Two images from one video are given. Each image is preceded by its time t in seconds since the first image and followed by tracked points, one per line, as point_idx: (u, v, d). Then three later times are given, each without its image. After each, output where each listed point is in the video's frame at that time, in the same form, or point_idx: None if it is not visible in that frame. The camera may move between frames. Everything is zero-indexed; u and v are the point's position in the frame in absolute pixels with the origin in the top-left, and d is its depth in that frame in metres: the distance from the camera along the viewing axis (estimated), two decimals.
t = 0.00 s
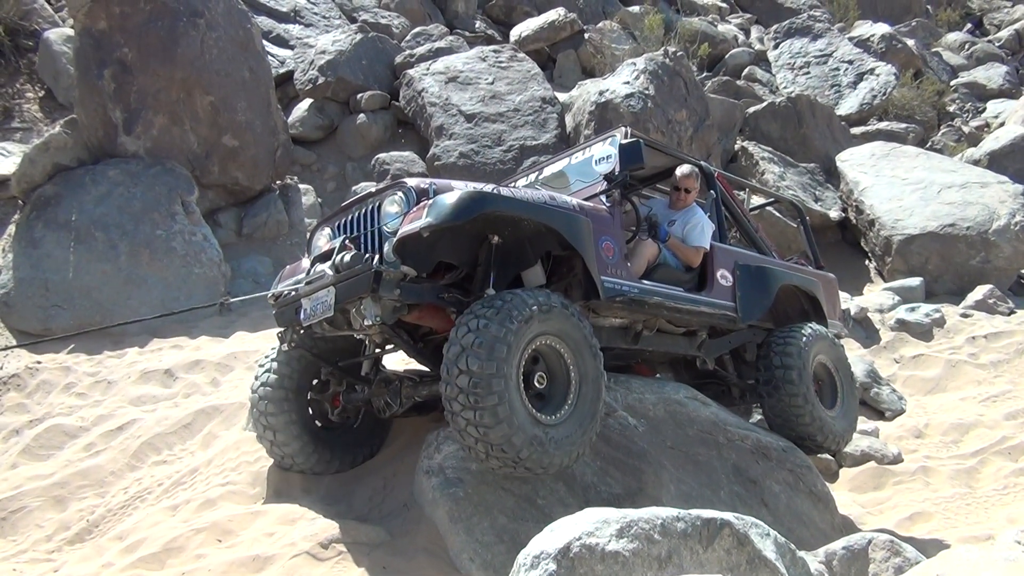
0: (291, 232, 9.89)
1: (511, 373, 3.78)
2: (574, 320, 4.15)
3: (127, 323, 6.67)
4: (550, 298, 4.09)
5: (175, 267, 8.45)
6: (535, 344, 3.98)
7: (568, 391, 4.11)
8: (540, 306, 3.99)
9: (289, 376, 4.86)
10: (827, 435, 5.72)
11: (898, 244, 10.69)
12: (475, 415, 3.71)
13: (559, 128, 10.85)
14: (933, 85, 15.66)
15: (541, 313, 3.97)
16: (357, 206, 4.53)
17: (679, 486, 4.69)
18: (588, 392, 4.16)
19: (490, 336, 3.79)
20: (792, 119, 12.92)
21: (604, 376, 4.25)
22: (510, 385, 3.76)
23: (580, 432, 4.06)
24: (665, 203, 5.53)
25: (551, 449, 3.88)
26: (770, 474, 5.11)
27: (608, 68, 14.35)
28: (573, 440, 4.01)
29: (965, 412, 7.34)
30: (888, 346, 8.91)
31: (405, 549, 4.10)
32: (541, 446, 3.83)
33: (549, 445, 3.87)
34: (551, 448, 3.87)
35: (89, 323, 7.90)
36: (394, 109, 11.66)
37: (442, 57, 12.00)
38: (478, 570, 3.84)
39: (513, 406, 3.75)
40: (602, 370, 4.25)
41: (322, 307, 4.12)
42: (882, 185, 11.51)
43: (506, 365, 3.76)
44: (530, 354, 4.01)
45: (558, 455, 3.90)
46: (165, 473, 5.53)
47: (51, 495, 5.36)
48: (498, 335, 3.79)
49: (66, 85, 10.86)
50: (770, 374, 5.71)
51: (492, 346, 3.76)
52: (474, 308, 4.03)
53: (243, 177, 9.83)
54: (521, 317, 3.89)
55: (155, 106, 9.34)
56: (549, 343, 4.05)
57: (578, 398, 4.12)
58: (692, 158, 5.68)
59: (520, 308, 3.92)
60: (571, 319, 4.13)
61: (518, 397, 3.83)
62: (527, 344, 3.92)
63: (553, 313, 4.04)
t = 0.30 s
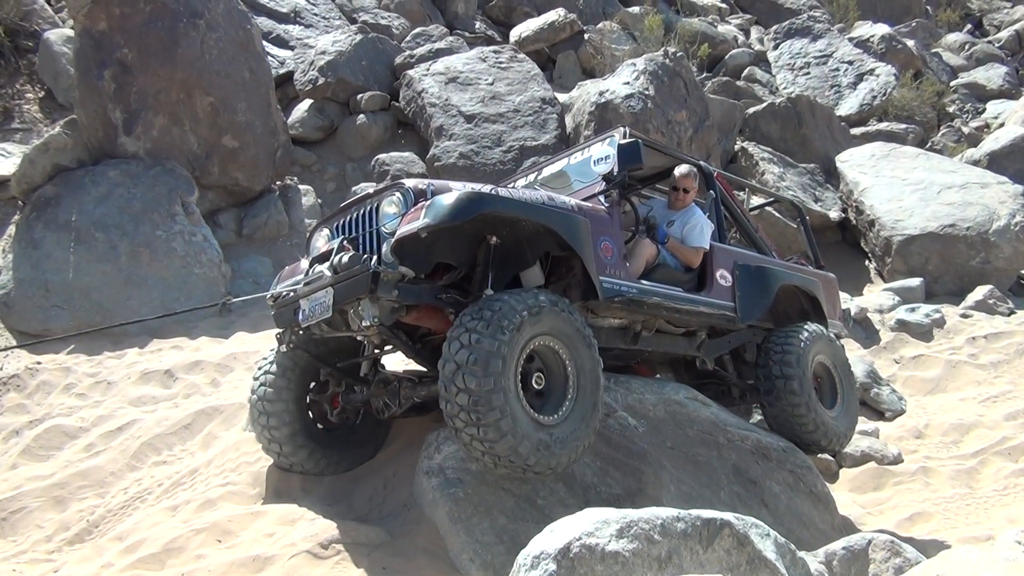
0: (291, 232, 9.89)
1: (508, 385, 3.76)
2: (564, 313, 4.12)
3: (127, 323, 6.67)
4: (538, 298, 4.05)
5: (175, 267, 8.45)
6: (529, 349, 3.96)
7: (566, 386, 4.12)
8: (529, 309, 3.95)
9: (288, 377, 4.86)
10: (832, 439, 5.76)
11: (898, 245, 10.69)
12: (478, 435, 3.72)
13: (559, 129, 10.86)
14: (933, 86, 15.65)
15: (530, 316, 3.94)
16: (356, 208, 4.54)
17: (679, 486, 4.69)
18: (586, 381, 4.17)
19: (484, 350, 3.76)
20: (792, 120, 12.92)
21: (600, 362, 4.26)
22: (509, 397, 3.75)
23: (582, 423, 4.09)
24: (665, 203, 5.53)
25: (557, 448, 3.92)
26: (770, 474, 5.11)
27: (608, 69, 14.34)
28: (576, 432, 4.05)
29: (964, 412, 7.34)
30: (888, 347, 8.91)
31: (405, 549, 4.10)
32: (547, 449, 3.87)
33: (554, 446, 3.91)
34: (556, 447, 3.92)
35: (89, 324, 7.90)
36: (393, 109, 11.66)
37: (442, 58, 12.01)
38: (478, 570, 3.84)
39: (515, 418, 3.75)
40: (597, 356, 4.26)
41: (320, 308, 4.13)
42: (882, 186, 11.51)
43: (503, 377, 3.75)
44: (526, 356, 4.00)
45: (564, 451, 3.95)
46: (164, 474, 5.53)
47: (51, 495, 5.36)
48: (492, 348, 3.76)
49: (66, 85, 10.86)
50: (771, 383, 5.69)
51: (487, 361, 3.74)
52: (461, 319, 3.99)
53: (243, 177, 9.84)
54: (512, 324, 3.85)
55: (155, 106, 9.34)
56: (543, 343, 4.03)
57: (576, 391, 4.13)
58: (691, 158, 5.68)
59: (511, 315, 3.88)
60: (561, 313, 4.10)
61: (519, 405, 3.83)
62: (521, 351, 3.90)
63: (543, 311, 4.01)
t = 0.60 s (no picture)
0: (291, 232, 9.89)
1: (509, 403, 3.76)
2: (549, 305, 4.08)
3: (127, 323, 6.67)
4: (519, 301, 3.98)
5: (175, 267, 8.45)
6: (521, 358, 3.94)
7: (564, 378, 4.13)
8: (514, 320, 3.89)
9: (287, 377, 4.87)
10: (840, 441, 5.84)
11: (899, 246, 10.69)
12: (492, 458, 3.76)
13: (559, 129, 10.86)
14: (933, 87, 15.65)
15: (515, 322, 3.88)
16: (354, 209, 4.54)
17: (679, 487, 4.69)
18: (582, 366, 4.17)
19: (479, 377, 3.72)
20: (793, 121, 12.92)
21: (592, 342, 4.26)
22: (513, 416, 3.75)
23: (585, 408, 4.13)
24: (665, 202, 5.53)
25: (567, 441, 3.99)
26: (770, 475, 5.11)
27: (609, 69, 14.33)
28: (581, 417, 4.10)
29: (965, 414, 7.34)
30: (888, 348, 8.91)
31: (404, 549, 4.10)
32: (559, 449, 3.93)
33: (565, 442, 3.98)
34: (566, 442, 3.98)
35: (89, 324, 7.90)
36: (394, 110, 11.66)
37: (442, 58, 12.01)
38: (478, 571, 3.84)
39: (522, 435, 3.77)
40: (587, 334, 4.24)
41: (318, 309, 4.13)
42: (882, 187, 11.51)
43: (504, 397, 3.74)
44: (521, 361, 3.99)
45: (573, 442, 4.03)
46: (164, 474, 5.52)
47: (51, 495, 5.36)
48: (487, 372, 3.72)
49: (66, 85, 10.86)
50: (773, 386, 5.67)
51: (484, 388, 3.71)
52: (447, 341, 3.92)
53: (243, 177, 9.84)
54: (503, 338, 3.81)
55: (155, 107, 9.34)
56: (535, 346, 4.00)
57: (576, 380, 4.14)
58: (691, 157, 5.67)
59: (499, 329, 3.83)
60: (545, 307, 4.04)
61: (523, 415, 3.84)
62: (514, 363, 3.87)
63: (531, 312, 3.96)
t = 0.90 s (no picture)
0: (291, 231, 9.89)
1: (514, 416, 3.77)
2: (536, 302, 4.03)
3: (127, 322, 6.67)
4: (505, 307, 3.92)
5: (175, 266, 8.45)
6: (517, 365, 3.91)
7: (561, 372, 4.12)
8: (501, 335, 3.81)
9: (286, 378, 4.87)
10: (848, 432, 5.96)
11: (899, 245, 10.69)
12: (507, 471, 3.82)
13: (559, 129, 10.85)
14: (934, 87, 15.64)
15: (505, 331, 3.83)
16: (353, 208, 4.54)
17: (679, 486, 4.69)
18: (577, 354, 4.15)
19: (483, 420, 3.69)
20: (793, 121, 12.91)
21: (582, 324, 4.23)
22: (525, 435, 3.79)
23: (585, 394, 4.16)
24: (664, 200, 5.53)
25: (574, 432, 4.05)
26: (770, 474, 5.11)
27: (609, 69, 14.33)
28: (583, 403, 4.13)
29: (965, 413, 7.33)
30: (889, 348, 8.91)
31: (405, 548, 4.09)
32: (574, 437, 4.04)
33: (577, 428, 4.07)
34: (574, 433, 4.05)
35: (89, 322, 7.90)
36: (394, 109, 11.66)
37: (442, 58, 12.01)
38: (477, 570, 3.84)
39: (539, 446, 3.84)
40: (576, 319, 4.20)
41: (317, 309, 4.14)
42: (882, 187, 11.51)
43: (508, 412, 3.74)
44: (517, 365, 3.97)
45: (581, 429, 4.09)
46: (164, 472, 5.52)
47: (51, 493, 5.36)
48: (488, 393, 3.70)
49: (66, 84, 10.86)
50: (774, 386, 5.67)
51: (492, 426, 3.70)
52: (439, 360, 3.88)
53: (243, 176, 9.84)
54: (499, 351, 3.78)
55: (156, 105, 9.34)
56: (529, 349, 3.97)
57: (575, 370, 4.14)
58: (690, 156, 5.67)
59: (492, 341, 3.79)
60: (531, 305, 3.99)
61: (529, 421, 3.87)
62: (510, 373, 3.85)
63: (520, 313, 3.92)
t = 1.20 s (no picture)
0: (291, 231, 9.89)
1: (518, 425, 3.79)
2: (530, 301, 3.99)
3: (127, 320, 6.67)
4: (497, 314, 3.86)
5: (175, 265, 8.45)
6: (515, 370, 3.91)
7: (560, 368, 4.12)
8: (495, 382, 3.72)
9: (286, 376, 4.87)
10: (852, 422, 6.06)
11: (899, 246, 10.68)
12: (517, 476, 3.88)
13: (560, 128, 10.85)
14: (935, 87, 15.63)
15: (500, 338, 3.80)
16: (353, 207, 4.54)
17: (679, 486, 4.69)
18: (573, 348, 4.14)
19: (515, 462, 3.77)
20: (793, 121, 12.91)
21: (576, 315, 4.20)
22: (550, 444, 3.90)
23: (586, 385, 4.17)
24: (662, 200, 5.55)
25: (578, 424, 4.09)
26: (770, 474, 5.11)
27: (609, 69, 14.32)
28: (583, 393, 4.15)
29: (965, 414, 7.33)
30: (889, 348, 8.90)
31: (404, 548, 4.09)
32: (588, 402, 4.16)
33: (586, 393, 4.17)
34: (579, 425, 4.09)
35: (89, 321, 7.91)
36: (394, 108, 11.66)
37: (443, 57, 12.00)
38: (477, 569, 3.84)
39: (564, 439, 3.99)
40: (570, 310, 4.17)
41: (316, 308, 4.14)
42: (883, 187, 11.51)
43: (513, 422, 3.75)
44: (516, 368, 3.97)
45: (586, 421, 4.13)
46: (164, 471, 5.53)
47: (51, 492, 5.36)
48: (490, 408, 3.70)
49: (67, 83, 10.86)
50: (777, 403, 5.66)
51: (525, 462, 3.79)
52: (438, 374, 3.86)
53: (244, 175, 9.84)
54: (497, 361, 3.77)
55: (156, 104, 9.34)
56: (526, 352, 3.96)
57: (574, 364, 4.14)
58: (690, 156, 5.67)
59: (487, 380, 3.72)
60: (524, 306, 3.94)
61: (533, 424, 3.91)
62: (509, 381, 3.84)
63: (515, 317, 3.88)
